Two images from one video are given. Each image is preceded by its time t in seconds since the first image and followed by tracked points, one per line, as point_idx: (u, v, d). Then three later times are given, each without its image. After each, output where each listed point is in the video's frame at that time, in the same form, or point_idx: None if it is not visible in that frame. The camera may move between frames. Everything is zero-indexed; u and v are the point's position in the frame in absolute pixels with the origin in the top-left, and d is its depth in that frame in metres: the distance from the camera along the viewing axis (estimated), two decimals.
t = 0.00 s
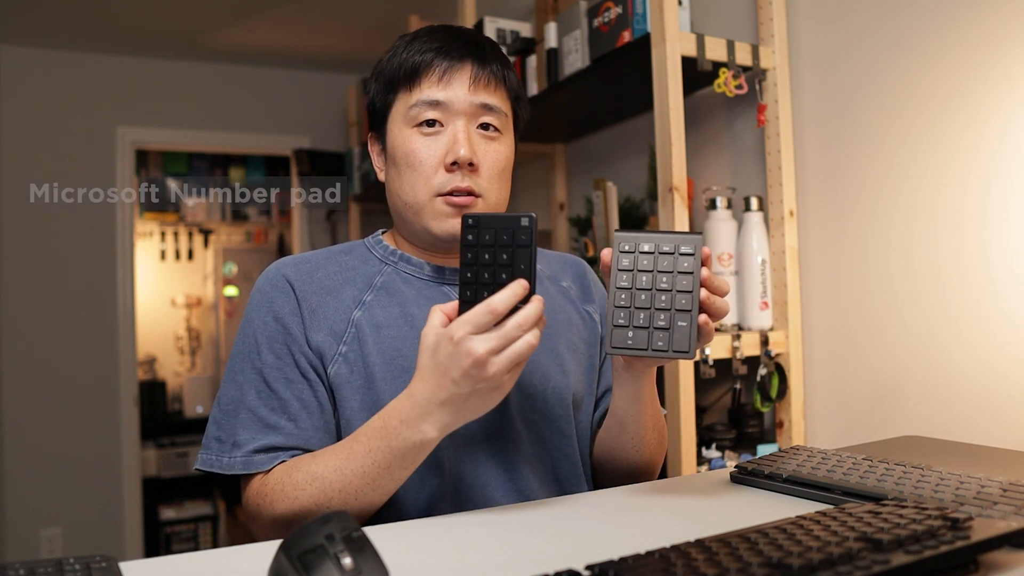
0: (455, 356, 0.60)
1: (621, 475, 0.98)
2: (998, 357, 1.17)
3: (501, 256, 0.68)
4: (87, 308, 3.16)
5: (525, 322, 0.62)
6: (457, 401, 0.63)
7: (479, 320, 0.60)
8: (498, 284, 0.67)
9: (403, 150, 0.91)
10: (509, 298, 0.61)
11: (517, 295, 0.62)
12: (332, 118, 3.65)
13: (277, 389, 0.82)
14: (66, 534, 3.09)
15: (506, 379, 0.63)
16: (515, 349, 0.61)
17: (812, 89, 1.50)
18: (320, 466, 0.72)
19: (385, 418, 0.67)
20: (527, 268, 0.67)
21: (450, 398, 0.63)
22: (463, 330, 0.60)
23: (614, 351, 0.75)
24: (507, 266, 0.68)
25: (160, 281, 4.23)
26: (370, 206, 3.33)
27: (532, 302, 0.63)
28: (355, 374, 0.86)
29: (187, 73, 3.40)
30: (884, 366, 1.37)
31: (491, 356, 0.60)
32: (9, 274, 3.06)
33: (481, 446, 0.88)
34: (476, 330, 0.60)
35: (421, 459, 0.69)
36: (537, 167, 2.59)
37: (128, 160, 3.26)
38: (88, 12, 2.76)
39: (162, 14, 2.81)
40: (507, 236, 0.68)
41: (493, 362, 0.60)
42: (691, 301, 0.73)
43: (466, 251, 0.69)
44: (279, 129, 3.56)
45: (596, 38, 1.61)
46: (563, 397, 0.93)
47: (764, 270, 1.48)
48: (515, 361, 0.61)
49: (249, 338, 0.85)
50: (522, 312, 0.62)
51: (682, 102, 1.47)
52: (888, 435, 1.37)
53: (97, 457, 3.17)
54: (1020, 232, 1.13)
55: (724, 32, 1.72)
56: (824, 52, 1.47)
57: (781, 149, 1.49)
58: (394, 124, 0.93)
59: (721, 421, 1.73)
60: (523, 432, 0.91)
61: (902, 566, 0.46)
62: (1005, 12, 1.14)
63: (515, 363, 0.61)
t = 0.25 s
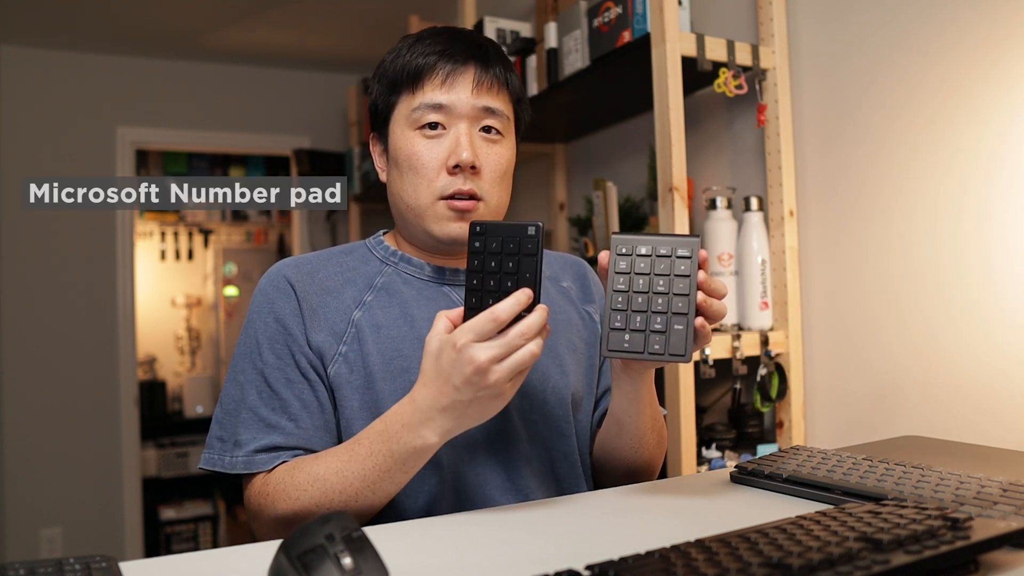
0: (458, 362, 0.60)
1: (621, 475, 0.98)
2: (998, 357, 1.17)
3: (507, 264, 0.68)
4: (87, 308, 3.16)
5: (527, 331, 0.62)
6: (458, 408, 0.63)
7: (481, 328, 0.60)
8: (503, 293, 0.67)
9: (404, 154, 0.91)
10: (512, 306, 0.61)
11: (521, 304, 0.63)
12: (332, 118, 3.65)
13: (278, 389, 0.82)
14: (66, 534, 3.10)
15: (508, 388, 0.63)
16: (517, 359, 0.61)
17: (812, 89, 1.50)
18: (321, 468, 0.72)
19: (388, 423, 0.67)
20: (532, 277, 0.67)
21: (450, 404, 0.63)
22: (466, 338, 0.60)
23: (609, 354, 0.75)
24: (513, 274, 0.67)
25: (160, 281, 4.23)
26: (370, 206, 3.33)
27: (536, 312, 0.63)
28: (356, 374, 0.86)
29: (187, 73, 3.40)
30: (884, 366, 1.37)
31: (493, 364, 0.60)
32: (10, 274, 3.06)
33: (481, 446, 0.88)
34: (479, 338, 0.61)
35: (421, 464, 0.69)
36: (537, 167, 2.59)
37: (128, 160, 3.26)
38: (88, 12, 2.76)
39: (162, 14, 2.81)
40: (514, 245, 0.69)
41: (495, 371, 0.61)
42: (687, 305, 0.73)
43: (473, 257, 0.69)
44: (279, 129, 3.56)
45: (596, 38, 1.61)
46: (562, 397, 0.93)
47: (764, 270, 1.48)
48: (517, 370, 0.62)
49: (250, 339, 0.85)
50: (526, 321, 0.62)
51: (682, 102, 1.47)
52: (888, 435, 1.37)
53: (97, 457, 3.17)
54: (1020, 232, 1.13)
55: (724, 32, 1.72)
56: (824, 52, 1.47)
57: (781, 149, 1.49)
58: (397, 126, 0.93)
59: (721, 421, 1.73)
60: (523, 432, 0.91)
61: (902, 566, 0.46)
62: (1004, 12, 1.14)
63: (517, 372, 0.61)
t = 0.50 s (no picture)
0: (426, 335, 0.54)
1: (620, 476, 0.98)
2: (998, 356, 1.17)
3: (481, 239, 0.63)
4: (87, 308, 3.16)
5: (497, 299, 0.55)
6: (443, 385, 0.57)
7: (450, 297, 0.54)
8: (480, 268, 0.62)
9: (414, 150, 0.90)
10: (483, 275, 0.54)
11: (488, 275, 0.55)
12: (332, 118, 3.65)
13: (277, 387, 0.82)
14: (65, 534, 3.10)
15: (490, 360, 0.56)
16: (491, 328, 0.54)
17: (812, 90, 1.50)
18: (306, 455, 0.69)
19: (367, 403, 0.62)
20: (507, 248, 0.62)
21: (426, 380, 0.57)
22: (431, 312, 0.54)
23: (608, 368, 0.76)
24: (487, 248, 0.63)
25: (160, 282, 4.23)
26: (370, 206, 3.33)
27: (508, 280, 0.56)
28: (357, 374, 0.86)
29: (187, 73, 3.40)
30: (885, 366, 1.37)
31: (463, 335, 0.54)
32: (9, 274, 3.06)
33: (483, 446, 0.88)
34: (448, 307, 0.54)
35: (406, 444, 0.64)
36: (537, 167, 2.59)
37: (128, 160, 3.26)
38: (88, 13, 2.76)
39: (162, 14, 2.81)
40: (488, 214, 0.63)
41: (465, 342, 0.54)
42: (688, 321, 0.73)
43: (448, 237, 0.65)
44: (279, 130, 3.56)
45: (596, 38, 1.61)
46: (563, 398, 0.93)
47: (764, 270, 1.48)
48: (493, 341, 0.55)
49: (252, 340, 0.85)
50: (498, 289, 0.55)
51: (682, 102, 1.47)
52: (888, 435, 1.37)
53: (97, 457, 3.17)
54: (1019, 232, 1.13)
55: (724, 32, 1.72)
56: (824, 53, 1.47)
57: (781, 149, 1.49)
58: (401, 125, 0.93)
59: (721, 421, 1.73)
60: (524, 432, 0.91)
61: (901, 566, 0.46)
62: (1003, 13, 1.14)
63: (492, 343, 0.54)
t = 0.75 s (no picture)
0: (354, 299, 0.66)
1: (619, 478, 0.97)
2: (998, 356, 1.17)
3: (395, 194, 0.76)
4: (87, 308, 3.16)
5: (406, 253, 0.66)
6: (366, 339, 0.67)
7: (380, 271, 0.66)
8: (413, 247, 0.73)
9: (434, 168, 0.89)
10: (415, 245, 0.67)
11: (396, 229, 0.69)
12: (332, 118, 3.65)
13: (273, 388, 0.82)
14: (65, 534, 3.10)
15: (402, 311, 0.67)
16: (402, 281, 0.66)
17: (812, 90, 1.50)
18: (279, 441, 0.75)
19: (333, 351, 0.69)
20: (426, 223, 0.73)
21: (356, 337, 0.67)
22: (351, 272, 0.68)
23: (605, 392, 0.76)
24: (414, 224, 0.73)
25: (160, 282, 4.23)
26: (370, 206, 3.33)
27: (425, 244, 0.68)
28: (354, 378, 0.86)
29: (187, 72, 3.40)
30: (885, 366, 1.37)
31: (377, 290, 0.66)
32: (9, 274, 3.06)
33: (480, 449, 0.88)
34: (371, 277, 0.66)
35: (357, 417, 0.72)
36: (537, 167, 2.59)
37: (128, 160, 3.26)
38: (89, 12, 2.76)
39: (162, 14, 2.81)
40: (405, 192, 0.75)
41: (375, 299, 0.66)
42: (686, 348, 0.73)
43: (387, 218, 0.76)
44: (279, 130, 3.56)
45: (596, 38, 1.61)
46: (562, 402, 0.93)
47: (764, 270, 1.48)
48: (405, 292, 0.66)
49: (253, 343, 0.85)
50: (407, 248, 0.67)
51: (682, 102, 1.47)
52: (889, 434, 1.37)
53: (97, 457, 3.17)
54: (1020, 233, 1.13)
55: (724, 32, 1.72)
56: (824, 53, 1.47)
57: (781, 149, 1.49)
58: (420, 141, 0.91)
59: (721, 421, 1.73)
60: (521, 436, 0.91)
61: (901, 566, 0.46)
62: (1002, 13, 1.14)
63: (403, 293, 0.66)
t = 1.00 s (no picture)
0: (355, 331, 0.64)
1: (620, 478, 0.97)
2: (998, 356, 1.17)
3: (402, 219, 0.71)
4: (87, 308, 3.16)
5: (410, 286, 0.63)
6: (369, 369, 0.65)
7: (384, 302, 0.63)
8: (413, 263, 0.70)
9: (425, 161, 0.90)
10: (421, 276, 0.63)
11: (401, 260, 0.65)
12: (332, 119, 3.65)
13: (270, 394, 0.83)
14: (65, 534, 3.10)
15: (406, 344, 0.64)
16: (405, 316, 0.63)
17: (812, 90, 1.50)
18: (280, 458, 0.74)
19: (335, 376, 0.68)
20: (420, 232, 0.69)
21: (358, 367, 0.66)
22: (355, 303, 0.64)
23: (605, 393, 0.76)
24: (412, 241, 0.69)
25: (160, 282, 4.23)
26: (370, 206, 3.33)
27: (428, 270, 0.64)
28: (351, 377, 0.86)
29: (187, 72, 3.40)
30: (885, 366, 1.37)
31: (381, 323, 0.63)
32: (9, 274, 3.06)
33: (481, 449, 0.88)
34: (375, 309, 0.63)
35: (359, 442, 0.71)
36: (537, 167, 2.59)
37: (128, 160, 3.26)
38: (89, 13, 2.76)
39: (162, 15, 2.81)
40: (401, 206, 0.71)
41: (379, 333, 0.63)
42: (686, 349, 0.73)
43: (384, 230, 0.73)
44: (279, 130, 3.56)
45: (596, 38, 1.61)
46: (562, 402, 0.93)
47: (764, 270, 1.48)
48: (408, 325, 0.63)
49: (250, 348, 0.86)
50: (411, 280, 0.63)
51: (682, 102, 1.47)
52: (889, 434, 1.37)
53: (97, 457, 3.17)
54: (1020, 233, 1.13)
55: (724, 32, 1.72)
56: (824, 53, 1.47)
57: (781, 149, 1.49)
58: (413, 134, 0.92)
59: (722, 421, 1.73)
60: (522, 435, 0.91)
61: (901, 566, 0.46)
62: (1002, 13, 1.14)
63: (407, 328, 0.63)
